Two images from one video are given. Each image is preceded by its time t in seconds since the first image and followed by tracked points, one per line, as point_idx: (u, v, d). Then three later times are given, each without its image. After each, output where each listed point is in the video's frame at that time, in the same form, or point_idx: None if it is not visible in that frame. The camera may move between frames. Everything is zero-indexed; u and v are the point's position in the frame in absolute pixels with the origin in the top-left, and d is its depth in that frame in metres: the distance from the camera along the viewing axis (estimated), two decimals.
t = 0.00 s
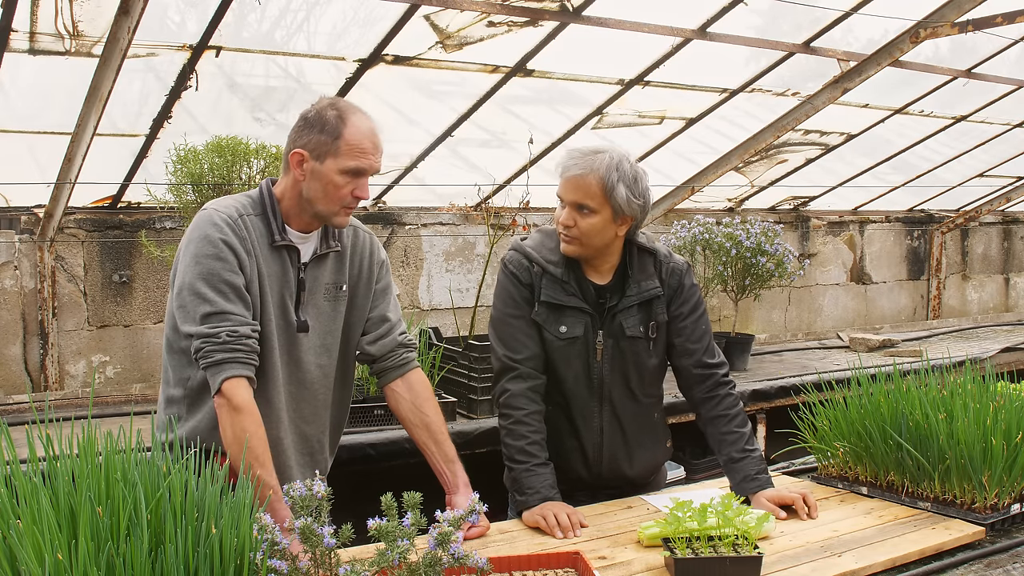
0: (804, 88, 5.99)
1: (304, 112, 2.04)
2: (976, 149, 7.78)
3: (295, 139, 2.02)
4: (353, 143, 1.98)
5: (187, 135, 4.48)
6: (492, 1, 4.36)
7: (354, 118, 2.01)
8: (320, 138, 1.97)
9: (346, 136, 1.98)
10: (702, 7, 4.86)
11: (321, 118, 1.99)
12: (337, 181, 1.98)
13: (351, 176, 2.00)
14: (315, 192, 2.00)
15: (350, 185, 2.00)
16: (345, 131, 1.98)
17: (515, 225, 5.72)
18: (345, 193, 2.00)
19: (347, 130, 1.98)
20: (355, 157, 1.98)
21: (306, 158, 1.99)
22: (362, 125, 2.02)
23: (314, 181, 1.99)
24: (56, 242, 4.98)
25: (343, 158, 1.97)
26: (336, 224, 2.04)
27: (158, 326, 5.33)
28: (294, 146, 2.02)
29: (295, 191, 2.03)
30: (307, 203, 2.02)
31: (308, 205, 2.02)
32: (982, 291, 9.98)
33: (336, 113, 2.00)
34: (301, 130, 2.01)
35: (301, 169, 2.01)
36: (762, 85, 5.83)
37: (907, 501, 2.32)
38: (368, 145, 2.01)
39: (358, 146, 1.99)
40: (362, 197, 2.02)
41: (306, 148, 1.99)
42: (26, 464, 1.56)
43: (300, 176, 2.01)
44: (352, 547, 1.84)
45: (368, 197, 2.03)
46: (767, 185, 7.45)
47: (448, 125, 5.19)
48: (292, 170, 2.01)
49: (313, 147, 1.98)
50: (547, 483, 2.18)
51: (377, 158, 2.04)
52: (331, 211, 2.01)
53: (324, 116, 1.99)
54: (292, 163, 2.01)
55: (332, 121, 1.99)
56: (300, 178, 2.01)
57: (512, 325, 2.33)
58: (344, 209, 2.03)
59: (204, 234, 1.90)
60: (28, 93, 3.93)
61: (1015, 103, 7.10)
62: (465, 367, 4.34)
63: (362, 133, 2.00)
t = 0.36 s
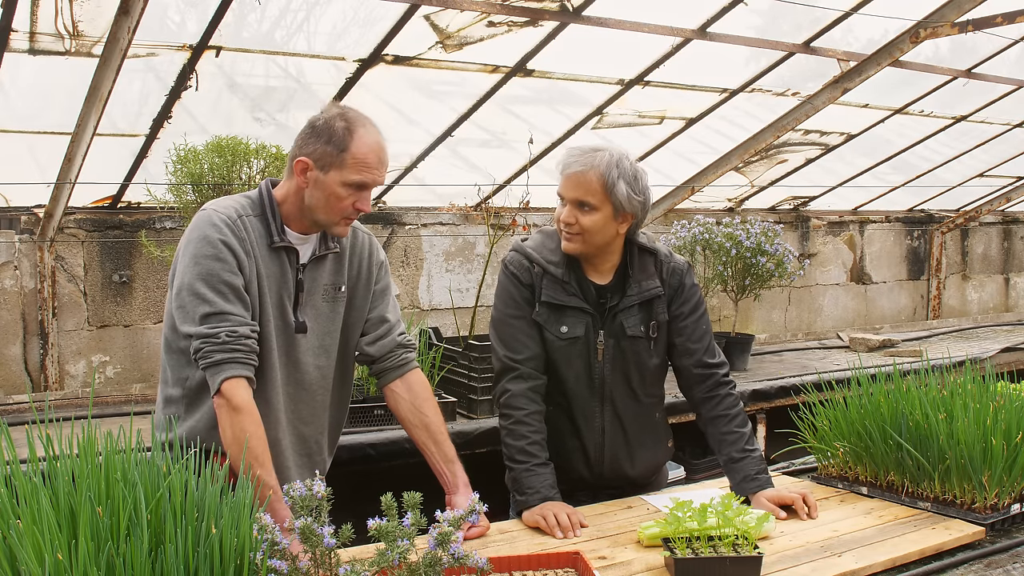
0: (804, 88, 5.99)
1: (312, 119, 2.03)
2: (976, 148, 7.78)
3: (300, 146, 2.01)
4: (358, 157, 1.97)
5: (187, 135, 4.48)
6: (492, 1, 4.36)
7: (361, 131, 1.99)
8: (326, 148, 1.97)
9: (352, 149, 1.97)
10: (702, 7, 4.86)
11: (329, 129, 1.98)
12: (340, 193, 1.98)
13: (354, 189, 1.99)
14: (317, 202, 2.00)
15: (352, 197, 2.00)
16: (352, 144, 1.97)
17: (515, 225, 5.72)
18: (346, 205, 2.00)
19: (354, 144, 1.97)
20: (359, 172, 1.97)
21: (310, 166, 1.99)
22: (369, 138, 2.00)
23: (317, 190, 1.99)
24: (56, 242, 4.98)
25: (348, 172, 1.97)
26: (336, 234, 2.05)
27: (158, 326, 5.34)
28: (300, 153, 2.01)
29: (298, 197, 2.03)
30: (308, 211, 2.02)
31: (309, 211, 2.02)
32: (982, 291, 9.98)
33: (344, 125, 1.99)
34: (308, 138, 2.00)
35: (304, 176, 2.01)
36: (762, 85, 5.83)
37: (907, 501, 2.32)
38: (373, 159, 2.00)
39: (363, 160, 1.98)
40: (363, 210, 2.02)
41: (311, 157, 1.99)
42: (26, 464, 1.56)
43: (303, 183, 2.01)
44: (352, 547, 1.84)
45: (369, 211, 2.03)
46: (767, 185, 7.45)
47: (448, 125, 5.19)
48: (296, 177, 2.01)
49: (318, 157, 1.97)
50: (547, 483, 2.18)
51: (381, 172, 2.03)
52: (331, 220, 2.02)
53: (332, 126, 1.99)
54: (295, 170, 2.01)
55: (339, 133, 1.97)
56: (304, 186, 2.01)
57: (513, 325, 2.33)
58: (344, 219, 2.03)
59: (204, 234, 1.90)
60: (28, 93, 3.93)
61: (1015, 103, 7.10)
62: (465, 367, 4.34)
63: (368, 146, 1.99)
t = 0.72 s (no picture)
0: (804, 88, 5.99)
1: (300, 114, 2.04)
2: (976, 148, 7.78)
3: (293, 141, 2.02)
4: (352, 144, 1.99)
5: (187, 135, 4.48)
6: (492, 1, 4.36)
7: (352, 119, 2.02)
8: (319, 139, 1.98)
9: (345, 137, 1.99)
10: (702, 7, 4.86)
11: (319, 120, 2.00)
12: (338, 181, 1.99)
13: (352, 177, 2.00)
14: (315, 194, 2.00)
15: (350, 185, 2.00)
16: (344, 132, 1.99)
17: (515, 225, 5.72)
18: (346, 194, 2.01)
19: (346, 132, 1.99)
20: (355, 158, 1.99)
21: (307, 160, 2.00)
22: (360, 126, 2.03)
23: (314, 183, 1.99)
24: (56, 242, 4.98)
25: (343, 159, 1.98)
26: (336, 225, 2.04)
27: (158, 326, 5.34)
28: (292, 149, 2.02)
29: (296, 193, 2.03)
30: (308, 205, 2.02)
31: (309, 205, 2.02)
32: (982, 291, 9.98)
33: (334, 115, 2.01)
34: (300, 132, 2.01)
35: (300, 171, 2.01)
36: (762, 85, 5.83)
37: (907, 501, 2.32)
38: (366, 145, 2.02)
39: (357, 147, 2.00)
40: (363, 197, 2.02)
41: (306, 150, 2.00)
42: (25, 464, 1.56)
43: (299, 178, 2.02)
44: (352, 547, 1.84)
45: (368, 198, 2.04)
46: (767, 185, 7.45)
47: (448, 125, 5.19)
48: (291, 173, 2.02)
49: (313, 148, 1.98)
50: (547, 484, 2.18)
51: (375, 159, 2.05)
52: (333, 211, 2.02)
53: (322, 117, 2.00)
54: (291, 165, 2.02)
55: (330, 122, 1.99)
56: (300, 181, 2.02)
57: (512, 325, 2.33)
58: (344, 209, 2.03)
59: (204, 235, 1.90)
60: (27, 92, 3.93)
61: (1015, 103, 7.10)
62: (465, 367, 4.34)
63: (360, 133, 2.01)
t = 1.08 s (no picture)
0: (804, 88, 5.99)
1: (297, 112, 2.04)
2: (976, 148, 7.78)
3: (290, 140, 2.02)
4: (350, 140, 1.99)
5: (187, 135, 4.48)
6: (492, 1, 4.36)
7: (349, 116, 2.02)
8: (317, 136, 1.98)
9: (343, 133, 1.99)
10: (702, 7, 4.86)
11: (317, 117, 2.00)
12: (337, 178, 1.99)
13: (350, 173, 2.00)
14: (314, 191, 2.00)
15: (349, 181, 2.00)
16: (342, 128, 1.99)
17: (515, 225, 5.72)
18: (344, 190, 2.01)
19: (343, 128, 1.99)
20: (353, 153, 1.99)
21: (306, 157, 2.00)
22: (358, 122, 2.03)
23: (313, 180, 1.99)
24: (56, 242, 4.98)
25: (341, 156, 1.98)
26: (336, 222, 2.04)
27: (158, 326, 5.34)
28: (290, 146, 2.02)
29: (295, 191, 2.03)
30: (308, 203, 2.02)
31: (309, 203, 2.02)
32: (982, 291, 9.98)
33: (331, 111, 2.01)
34: (297, 129, 2.01)
35: (299, 169, 2.01)
36: (762, 85, 5.83)
37: (907, 501, 2.32)
38: (365, 140, 2.02)
39: (355, 143, 2.00)
40: (362, 193, 2.03)
41: (304, 147, 2.00)
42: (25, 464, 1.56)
43: (298, 176, 2.01)
44: (352, 547, 1.84)
45: (367, 194, 2.04)
46: (768, 185, 7.45)
47: (448, 125, 5.19)
48: (290, 171, 2.01)
49: (311, 146, 1.98)
50: (547, 484, 2.18)
51: (374, 155, 2.05)
52: (332, 207, 2.01)
53: (319, 114, 2.00)
54: (290, 163, 2.02)
55: (327, 119, 1.99)
56: (299, 178, 2.01)
57: (512, 327, 2.33)
58: (344, 206, 2.03)
59: (204, 235, 1.90)
60: (27, 92, 3.93)
61: (1015, 103, 7.10)
62: (465, 367, 4.34)
63: (357, 129, 2.01)
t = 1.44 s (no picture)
0: (804, 88, 5.99)
1: (297, 114, 2.05)
2: (976, 148, 7.78)
3: (292, 142, 2.01)
4: (353, 140, 2.00)
5: (187, 135, 4.48)
6: (492, 1, 4.36)
7: (350, 115, 2.03)
8: (320, 137, 1.98)
9: (346, 133, 2.00)
10: (702, 7, 4.86)
11: (319, 117, 2.01)
12: (342, 177, 1.99)
13: (354, 172, 2.01)
14: (319, 192, 2.00)
15: (353, 180, 2.01)
16: (345, 128, 2.00)
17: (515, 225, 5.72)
18: (348, 190, 2.01)
19: (346, 128, 2.00)
20: (357, 153, 2.00)
21: (309, 159, 1.99)
22: (359, 122, 2.04)
23: (317, 181, 2.00)
24: (56, 242, 4.98)
25: (346, 155, 1.99)
26: (340, 220, 2.04)
27: (158, 326, 5.34)
28: (292, 149, 2.01)
29: (297, 193, 2.03)
30: (311, 203, 2.02)
31: (313, 204, 2.02)
32: (982, 291, 9.98)
33: (332, 112, 2.02)
34: (299, 131, 2.01)
35: (302, 171, 2.01)
36: (762, 85, 5.83)
37: (907, 501, 2.32)
38: (367, 140, 2.03)
39: (358, 142, 2.01)
40: (366, 191, 2.03)
41: (306, 149, 1.99)
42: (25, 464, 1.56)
43: (301, 178, 2.01)
44: (352, 547, 1.84)
45: (371, 193, 2.05)
46: (768, 185, 7.45)
47: (448, 125, 5.19)
48: (293, 172, 2.01)
49: (314, 147, 1.98)
50: (546, 484, 2.18)
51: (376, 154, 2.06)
52: (336, 207, 2.02)
53: (321, 115, 2.01)
54: (292, 165, 2.01)
55: (330, 119, 2.00)
56: (302, 180, 2.01)
57: (507, 334, 2.32)
58: (348, 205, 2.03)
59: (204, 235, 1.90)
60: (28, 92, 3.93)
61: (1015, 103, 7.10)
62: (465, 367, 4.34)
63: (359, 128, 2.03)
